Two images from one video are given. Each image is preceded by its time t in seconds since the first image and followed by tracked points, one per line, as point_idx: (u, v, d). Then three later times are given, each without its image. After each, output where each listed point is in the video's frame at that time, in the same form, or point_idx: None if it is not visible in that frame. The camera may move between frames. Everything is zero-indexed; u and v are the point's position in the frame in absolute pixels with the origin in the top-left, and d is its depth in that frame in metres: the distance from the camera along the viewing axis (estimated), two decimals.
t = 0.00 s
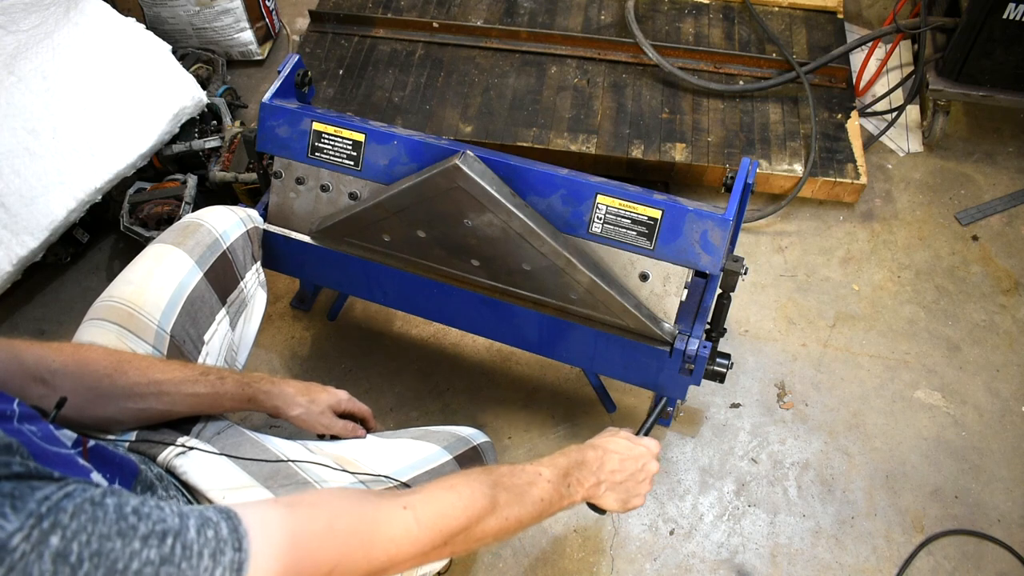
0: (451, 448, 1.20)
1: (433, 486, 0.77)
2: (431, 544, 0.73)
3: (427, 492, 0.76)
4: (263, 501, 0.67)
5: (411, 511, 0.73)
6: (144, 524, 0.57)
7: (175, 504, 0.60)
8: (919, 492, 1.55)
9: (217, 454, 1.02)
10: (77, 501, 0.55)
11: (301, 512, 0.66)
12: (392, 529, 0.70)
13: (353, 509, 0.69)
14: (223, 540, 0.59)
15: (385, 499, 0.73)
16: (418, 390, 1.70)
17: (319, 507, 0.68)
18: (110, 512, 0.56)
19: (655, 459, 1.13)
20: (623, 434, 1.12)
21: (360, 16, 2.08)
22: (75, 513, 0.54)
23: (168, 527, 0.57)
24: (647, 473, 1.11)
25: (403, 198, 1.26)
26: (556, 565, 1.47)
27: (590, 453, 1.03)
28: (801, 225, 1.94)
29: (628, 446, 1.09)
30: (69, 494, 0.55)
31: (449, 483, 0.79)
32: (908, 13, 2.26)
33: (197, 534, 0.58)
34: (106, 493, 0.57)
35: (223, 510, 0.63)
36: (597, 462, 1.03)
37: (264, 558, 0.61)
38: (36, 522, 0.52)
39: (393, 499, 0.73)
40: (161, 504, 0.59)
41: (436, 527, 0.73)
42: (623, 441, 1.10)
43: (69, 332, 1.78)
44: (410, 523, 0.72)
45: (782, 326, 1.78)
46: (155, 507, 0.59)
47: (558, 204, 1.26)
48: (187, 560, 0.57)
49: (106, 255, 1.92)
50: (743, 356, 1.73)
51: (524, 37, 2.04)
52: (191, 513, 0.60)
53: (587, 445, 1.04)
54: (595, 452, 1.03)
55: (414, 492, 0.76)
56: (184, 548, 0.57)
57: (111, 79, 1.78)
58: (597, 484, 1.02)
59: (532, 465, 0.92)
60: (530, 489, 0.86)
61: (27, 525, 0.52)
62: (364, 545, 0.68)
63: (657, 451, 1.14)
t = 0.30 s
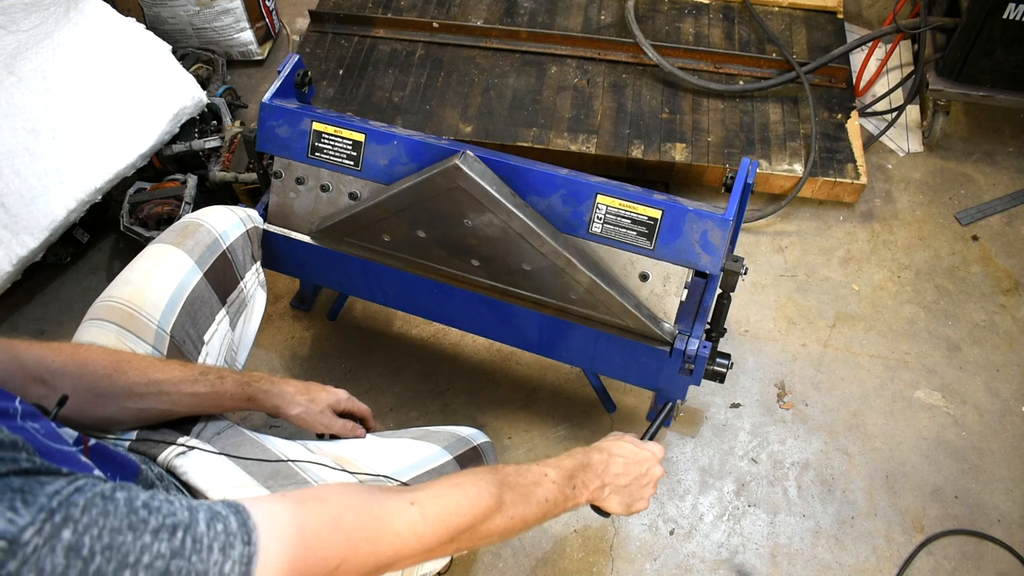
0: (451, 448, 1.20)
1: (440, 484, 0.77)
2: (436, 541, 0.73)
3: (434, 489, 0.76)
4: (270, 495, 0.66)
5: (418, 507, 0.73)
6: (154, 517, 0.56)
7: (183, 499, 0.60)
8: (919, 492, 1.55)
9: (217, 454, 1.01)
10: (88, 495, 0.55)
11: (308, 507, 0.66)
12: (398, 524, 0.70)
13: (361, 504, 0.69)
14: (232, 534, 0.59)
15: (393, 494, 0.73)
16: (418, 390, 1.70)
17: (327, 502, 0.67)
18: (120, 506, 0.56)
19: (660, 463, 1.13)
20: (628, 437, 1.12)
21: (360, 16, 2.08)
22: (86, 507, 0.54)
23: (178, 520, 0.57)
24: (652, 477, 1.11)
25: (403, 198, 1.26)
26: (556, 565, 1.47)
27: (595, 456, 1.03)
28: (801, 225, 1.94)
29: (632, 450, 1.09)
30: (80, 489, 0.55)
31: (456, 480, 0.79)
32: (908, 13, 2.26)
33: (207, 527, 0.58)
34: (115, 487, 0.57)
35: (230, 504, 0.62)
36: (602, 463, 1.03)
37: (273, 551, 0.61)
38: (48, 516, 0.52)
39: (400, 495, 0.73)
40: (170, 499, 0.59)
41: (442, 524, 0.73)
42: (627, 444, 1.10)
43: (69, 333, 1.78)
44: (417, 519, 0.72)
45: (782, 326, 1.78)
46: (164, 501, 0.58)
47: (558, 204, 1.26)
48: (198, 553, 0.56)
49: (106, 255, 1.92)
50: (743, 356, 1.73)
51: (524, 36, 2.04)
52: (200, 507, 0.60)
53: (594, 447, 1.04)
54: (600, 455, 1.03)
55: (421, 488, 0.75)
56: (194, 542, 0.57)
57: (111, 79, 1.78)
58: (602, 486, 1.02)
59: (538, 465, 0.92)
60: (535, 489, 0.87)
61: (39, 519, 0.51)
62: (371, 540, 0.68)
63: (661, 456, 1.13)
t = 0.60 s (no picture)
0: (451, 447, 1.20)
1: (449, 475, 0.78)
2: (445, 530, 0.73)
3: (444, 479, 0.77)
4: (285, 483, 0.66)
5: (428, 496, 0.73)
6: (176, 503, 0.55)
7: (200, 487, 0.58)
8: (919, 492, 1.55)
9: (217, 453, 1.01)
10: (110, 482, 0.53)
11: (323, 496, 0.66)
12: (409, 513, 0.70)
13: (373, 492, 0.70)
14: (250, 520, 0.58)
15: (403, 483, 0.73)
16: (418, 390, 1.70)
17: (341, 490, 0.68)
18: (143, 492, 0.54)
19: (661, 462, 1.12)
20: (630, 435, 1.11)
21: (360, 16, 2.08)
22: (109, 493, 0.52)
23: (198, 506, 0.56)
24: (652, 474, 1.11)
25: (403, 198, 1.26)
26: (556, 565, 1.47)
27: (599, 452, 1.03)
28: (801, 225, 1.94)
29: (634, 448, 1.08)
30: (101, 476, 0.53)
31: (464, 472, 0.80)
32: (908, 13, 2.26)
33: (226, 513, 0.57)
34: (135, 475, 0.55)
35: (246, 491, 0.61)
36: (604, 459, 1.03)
37: (290, 537, 0.60)
38: (73, 502, 0.50)
39: (410, 484, 0.73)
40: (188, 487, 0.58)
41: (451, 514, 0.74)
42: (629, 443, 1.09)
43: (69, 332, 1.78)
44: (427, 509, 0.72)
45: (782, 326, 1.78)
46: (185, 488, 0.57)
47: (558, 204, 1.26)
48: (219, 537, 0.55)
49: (106, 255, 1.92)
50: (743, 356, 1.73)
51: (524, 36, 2.04)
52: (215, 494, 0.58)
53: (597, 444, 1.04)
54: (603, 451, 1.03)
55: (431, 478, 0.76)
56: (215, 527, 0.55)
57: (111, 79, 1.78)
58: (604, 481, 1.03)
59: (543, 459, 0.92)
60: (541, 483, 0.87)
61: (65, 505, 0.50)
62: (383, 528, 0.68)
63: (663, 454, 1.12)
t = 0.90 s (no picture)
0: (451, 447, 1.20)
1: (460, 468, 0.77)
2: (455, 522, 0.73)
3: (454, 473, 0.76)
4: (299, 472, 0.66)
5: (438, 490, 0.72)
6: (195, 489, 0.56)
7: (221, 475, 0.60)
8: (919, 492, 1.55)
9: (216, 451, 1.00)
10: (130, 470, 0.55)
11: (335, 486, 0.66)
12: (419, 506, 0.70)
13: (385, 484, 0.69)
14: (267, 507, 0.59)
15: (414, 476, 0.72)
16: (417, 390, 1.70)
17: (353, 481, 0.67)
18: (162, 479, 0.56)
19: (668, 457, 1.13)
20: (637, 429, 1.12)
21: (360, 16, 2.08)
22: (129, 480, 0.55)
23: (217, 492, 0.57)
24: (660, 470, 1.11)
25: (403, 198, 1.26)
26: (556, 565, 1.47)
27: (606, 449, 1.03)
28: (801, 225, 1.94)
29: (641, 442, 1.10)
30: (122, 464, 0.56)
31: (475, 465, 0.79)
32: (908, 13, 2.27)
33: (244, 500, 0.58)
34: (156, 464, 0.58)
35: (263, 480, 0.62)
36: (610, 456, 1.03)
37: (302, 527, 0.60)
38: (94, 489, 0.53)
39: (421, 477, 0.73)
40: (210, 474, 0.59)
41: (461, 508, 0.73)
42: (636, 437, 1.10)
43: (69, 332, 1.78)
44: (437, 502, 0.71)
45: (782, 326, 1.78)
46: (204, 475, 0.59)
47: (558, 204, 1.26)
48: (237, 524, 0.56)
49: (106, 255, 1.92)
50: (743, 356, 1.73)
51: (524, 37, 2.04)
52: (235, 481, 0.60)
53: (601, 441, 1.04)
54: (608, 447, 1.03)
55: (442, 471, 0.75)
56: (234, 514, 0.56)
57: (110, 79, 1.78)
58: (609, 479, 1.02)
59: (549, 454, 0.91)
60: (549, 477, 0.86)
61: (88, 492, 0.53)
62: (393, 520, 0.68)
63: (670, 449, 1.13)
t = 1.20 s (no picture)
0: (451, 447, 1.20)
1: (473, 475, 0.74)
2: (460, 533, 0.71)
3: (466, 482, 0.73)
4: (298, 472, 0.66)
5: (446, 499, 0.70)
6: (184, 491, 0.57)
7: (212, 475, 0.60)
8: (919, 492, 1.55)
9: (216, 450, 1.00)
10: (118, 470, 0.56)
11: (335, 489, 0.65)
12: (423, 515, 0.68)
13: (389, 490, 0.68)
14: (259, 510, 0.59)
15: (423, 481, 0.71)
16: (418, 390, 1.70)
17: (355, 485, 0.67)
18: (151, 480, 0.56)
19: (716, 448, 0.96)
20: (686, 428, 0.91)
21: (360, 16, 2.08)
22: (117, 480, 0.55)
23: (206, 495, 0.57)
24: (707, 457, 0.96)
25: (403, 198, 1.26)
26: (556, 565, 1.47)
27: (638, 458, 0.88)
28: (801, 225, 1.94)
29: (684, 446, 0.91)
30: (111, 464, 0.56)
31: (491, 474, 0.75)
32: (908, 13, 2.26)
33: (235, 502, 0.58)
34: (146, 463, 0.58)
35: (258, 481, 0.62)
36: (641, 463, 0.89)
37: (302, 529, 0.60)
38: (81, 489, 0.53)
39: (430, 483, 0.71)
40: (201, 475, 0.60)
41: (468, 520, 0.71)
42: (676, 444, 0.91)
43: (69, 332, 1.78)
44: (443, 512, 0.70)
45: (782, 326, 1.78)
46: (194, 475, 0.59)
47: (558, 204, 1.26)
48: (227, 527, 0.56)
49: (106, 255, 1.92)
50: (743, 356, 1.73)
51: (524, 37, 2.04)
52: (228, 483, 0.60)
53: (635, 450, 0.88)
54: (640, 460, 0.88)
55: (454, 478, 0.73)
56: (223, 516, 0.56)
57: (110, 78, 1.78)
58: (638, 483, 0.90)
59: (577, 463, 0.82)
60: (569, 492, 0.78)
61: (74, 492, 0.53)
62: (396, 528, 0.67)
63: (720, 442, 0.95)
